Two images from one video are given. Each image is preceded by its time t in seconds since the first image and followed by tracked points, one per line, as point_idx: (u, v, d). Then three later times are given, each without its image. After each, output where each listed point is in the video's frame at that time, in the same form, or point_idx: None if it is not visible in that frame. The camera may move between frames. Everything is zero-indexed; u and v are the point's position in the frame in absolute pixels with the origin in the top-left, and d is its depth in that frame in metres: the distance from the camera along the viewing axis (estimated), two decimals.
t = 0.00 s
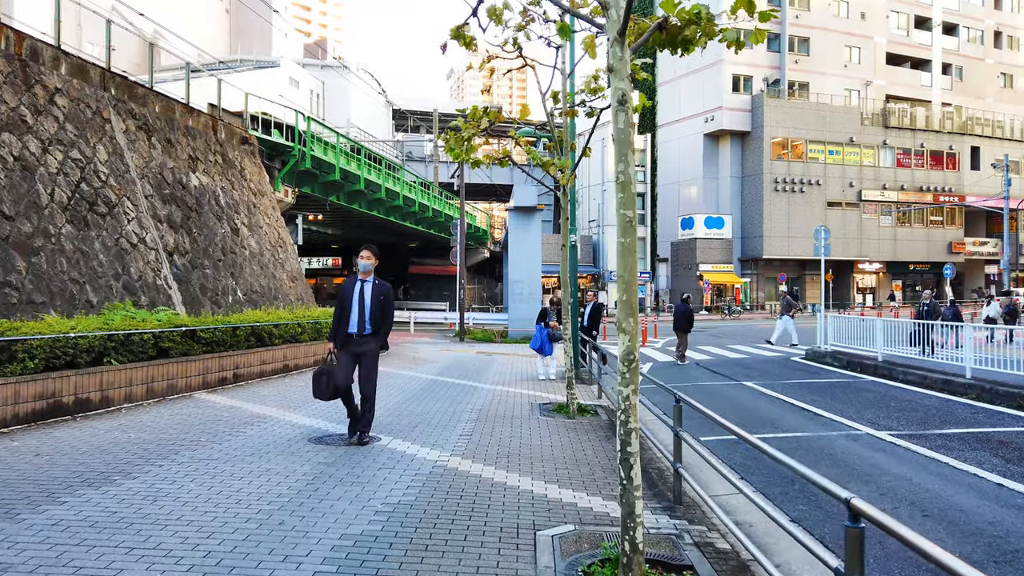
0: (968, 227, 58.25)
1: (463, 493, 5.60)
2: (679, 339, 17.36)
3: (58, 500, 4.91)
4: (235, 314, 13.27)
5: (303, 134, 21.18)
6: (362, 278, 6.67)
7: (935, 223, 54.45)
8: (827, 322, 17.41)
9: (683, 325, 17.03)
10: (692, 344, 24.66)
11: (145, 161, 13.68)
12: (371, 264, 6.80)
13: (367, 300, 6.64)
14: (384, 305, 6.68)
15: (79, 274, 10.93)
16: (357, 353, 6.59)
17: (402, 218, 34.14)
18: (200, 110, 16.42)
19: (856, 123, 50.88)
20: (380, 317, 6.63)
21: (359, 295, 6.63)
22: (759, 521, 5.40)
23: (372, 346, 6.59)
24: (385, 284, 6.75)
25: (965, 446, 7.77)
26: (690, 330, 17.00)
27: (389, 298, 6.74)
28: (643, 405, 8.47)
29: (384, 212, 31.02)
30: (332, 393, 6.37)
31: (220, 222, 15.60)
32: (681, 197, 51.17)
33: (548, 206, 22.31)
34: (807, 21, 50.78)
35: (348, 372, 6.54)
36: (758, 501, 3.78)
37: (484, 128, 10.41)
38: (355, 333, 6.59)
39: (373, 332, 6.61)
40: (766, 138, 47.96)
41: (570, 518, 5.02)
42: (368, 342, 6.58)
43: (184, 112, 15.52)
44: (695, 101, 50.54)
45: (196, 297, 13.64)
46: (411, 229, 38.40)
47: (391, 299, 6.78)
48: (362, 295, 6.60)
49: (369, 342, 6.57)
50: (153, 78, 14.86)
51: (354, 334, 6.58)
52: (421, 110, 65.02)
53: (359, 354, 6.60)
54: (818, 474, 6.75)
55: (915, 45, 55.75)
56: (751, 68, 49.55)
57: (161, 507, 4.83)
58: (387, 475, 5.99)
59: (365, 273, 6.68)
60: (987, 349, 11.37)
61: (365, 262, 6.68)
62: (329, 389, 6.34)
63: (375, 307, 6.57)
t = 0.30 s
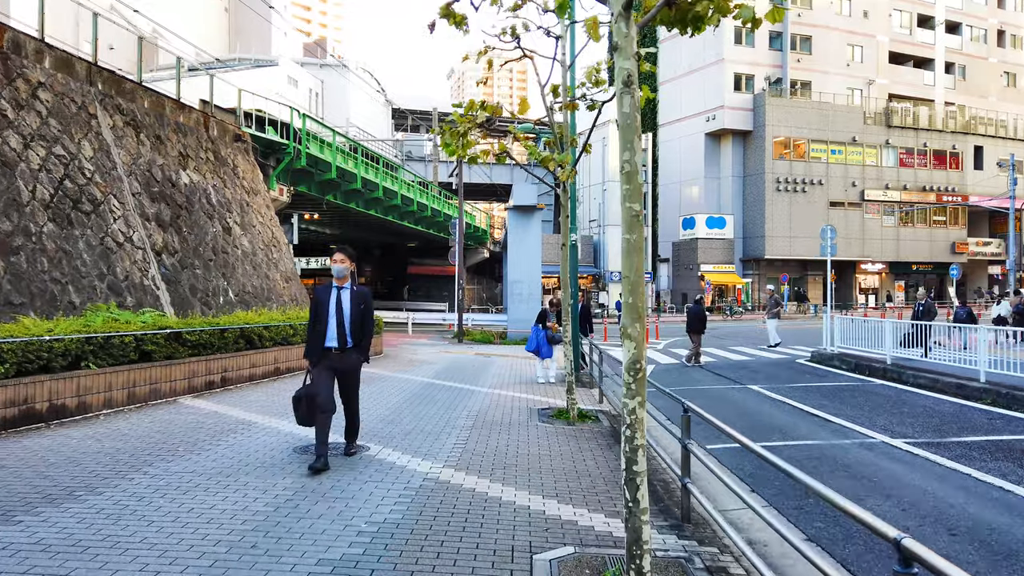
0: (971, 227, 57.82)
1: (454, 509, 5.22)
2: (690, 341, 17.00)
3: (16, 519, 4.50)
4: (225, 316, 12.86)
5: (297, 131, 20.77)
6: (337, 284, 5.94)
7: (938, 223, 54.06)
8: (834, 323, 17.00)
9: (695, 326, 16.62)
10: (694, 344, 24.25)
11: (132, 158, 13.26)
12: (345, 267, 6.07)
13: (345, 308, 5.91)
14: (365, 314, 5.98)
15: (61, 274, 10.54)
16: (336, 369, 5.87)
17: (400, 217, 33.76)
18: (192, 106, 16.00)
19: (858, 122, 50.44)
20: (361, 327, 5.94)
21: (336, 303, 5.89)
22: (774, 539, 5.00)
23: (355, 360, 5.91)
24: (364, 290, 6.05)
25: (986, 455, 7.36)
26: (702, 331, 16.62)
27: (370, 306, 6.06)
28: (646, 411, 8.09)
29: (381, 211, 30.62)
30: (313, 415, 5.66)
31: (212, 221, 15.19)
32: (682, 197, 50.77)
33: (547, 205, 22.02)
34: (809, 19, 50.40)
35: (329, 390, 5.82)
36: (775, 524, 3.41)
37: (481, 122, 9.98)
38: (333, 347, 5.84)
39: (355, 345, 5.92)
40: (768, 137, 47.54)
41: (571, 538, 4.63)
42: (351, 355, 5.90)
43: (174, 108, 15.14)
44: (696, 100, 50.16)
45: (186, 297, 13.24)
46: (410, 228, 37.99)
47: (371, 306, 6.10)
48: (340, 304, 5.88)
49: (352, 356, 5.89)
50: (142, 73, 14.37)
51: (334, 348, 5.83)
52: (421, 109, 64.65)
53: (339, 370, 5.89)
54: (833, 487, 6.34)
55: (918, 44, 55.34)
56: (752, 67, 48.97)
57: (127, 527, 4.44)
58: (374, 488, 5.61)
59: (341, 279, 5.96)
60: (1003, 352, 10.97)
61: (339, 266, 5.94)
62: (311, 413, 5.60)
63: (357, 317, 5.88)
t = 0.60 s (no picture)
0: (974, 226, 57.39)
1: (442, 522, 4.84)
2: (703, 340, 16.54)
3: None
4: (214, 315, 12.49)
5: (293, 128, 20.40)
6: (303, 273, 5.47)
7: (941, 222, 53.68)
8: (839, 323, 16.64)
9: (706, 326, 16.27)
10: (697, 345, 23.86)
11: (119, 154, 12.91)
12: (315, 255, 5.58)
13: (311, 299, 5.42)
14: (332, 306, 5.45)
15: (41, 271, 10.18)
16: (303, 368, 5.34)
17: (398, 216, 33.38)
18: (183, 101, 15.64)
19: (860, 121, 50.04)
20: (328, 321, 5.40)
21: (301, 294, 5.42)
22: (789, 555, 4.63)
23: (322, 357, 5.36)
24: (334, 279, 5.53)
25: (1006, 461, 6.99)
26: (714, 331, 16.26)
27: (341, 297, 5.52)
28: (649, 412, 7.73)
29: (379, 210, 30.23)
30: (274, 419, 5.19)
31: (202, 218, 14.82)
32: (683, 196, 50.39)
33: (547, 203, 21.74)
34: (811, 17, 50.03)
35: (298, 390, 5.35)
36: (792, 541, 3.02)
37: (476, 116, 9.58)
38: (298, 343, 5.34)
39: (322, 340, 5.38)
40: (769, 136, 47.15)
41: (567, 555, 4.27)
42: (317, 352, 5.36)
43: (164, 103, 14.78)
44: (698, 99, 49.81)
45: (175, 296, 12.88)
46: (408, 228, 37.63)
47: (343, 296, 5.55)
48: (305, 294, 5.40)
49: (319, 353, 5.35)
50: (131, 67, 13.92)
51: (299, 344, 5.34)
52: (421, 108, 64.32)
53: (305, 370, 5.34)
54: (849, 497, 5.97)
55: (920, 42, 54.98)
56: (753, 65, 48.60)
57: (84, 544, 4.07)
58: (358, 499, 5.22)
59: (308, 267, 5.48)
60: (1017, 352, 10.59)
61: (304, 254, 5.48)
62: (273, 418, 5.21)
63: (321, 309, 5.35)
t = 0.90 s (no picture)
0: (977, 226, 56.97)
1: (435, 546, 4.45)
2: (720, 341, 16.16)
3: None
4: (205, 318, 12.08)
5: (288, 125, 19.98)
6: (261, 281, 4.58)
7: (944, 222, 53.24)
8: (848, 325, 16.23)
9: (723, 327, 15.87)
10: (700, 346, 23.45)
11: (106, 150, 12.49)
12: (279, 258, 4.66)
13: (268, 311, 4.50)
14: (293, 321, 4.51)
15: (21, 272, 9.79)
16: (255, 392, 4.47)
17: (397, 216, 32.97)
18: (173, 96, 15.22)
19: (863, 120, 49.62)
20: (287, 338, 4.48)
21: (260, 303, 4.52)
22: None
23: (277, 382, 4.44)
24: (297, 288, 4.59)
25: None
26: (732, 332, 15.87)
27: (304, 310, 4.57)
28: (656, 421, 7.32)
29: (377, 210, 29.82)
30: (215, 453, 4.32)
31: (193, 217, 14.39)
32: (685, 196, 49.98)
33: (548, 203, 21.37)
34: (813, 15, 49.58)
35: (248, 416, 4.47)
36: None
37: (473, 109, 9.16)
38: (251, 364, 4.47)
39: (278, 360, 4.46)
40: (772, 135, 46.74)
41: None
42: (271, 375, 4.44)
43: (154, 99, 14.38)
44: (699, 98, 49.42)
45: (163, 298, 12.46)
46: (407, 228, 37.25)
47: (308, 308, 4.60)
48: (262, 304, 4.50)
49: (275, 375, 4.44)
50: (119, 61, 13.49)
51: (252, 364, 4.46)
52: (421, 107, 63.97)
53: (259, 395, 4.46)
54: (873, 516, 5.56)
55: (924, 41, 54.61)
56: (756, 64, 48.22)
57: None
58: (343, 520, 4.79)
59: (267, 274, 4.60)
60: None
61: (263, 258, 4.58)
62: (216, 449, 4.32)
63: (276, 324, 4.43)
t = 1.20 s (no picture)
0: (980, 226, 56.55)
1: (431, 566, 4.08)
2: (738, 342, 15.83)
3: None
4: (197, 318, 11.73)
5: (285, 122, 19.64)
6: (217, 267, 3.98)
7: (948, 222, 52.80)
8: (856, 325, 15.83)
9: (741, 328, 15.56)
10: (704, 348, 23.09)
11: (95, 145, 12.14)
12: (236, 242, 4.07)
13: (226, 303, 3.93)
14: (254, 313, 3.93)
15: (5, 270, 9.45)
16: (206, 395, 3.86)
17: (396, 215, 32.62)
18: (167, 90, 14.85)
19: (867, 119, 49.21)
20: (247, 333, 3.90)
21: (214, 294, 3.93)
22: None
23: (234, 385, 3.87)
24: (258, 275, 4.00)
25: None
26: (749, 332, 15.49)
27: (266, 301, 4.00)
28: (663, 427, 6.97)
29: (377, 208, 29.46)
30: (158, 466, 3.66)
31: (186, 215, 14.04)
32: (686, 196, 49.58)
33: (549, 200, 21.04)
34: (816, 14, 49.24)
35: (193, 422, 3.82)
36: None
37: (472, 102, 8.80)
38: (204, 363, 3.86)
39: (236, 360, 3.88)
40: (775, 134, 46.35)
41: None
42: (228, 377, 3.87)
43: (146, 93, 14.04)
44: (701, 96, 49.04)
45: (154, 298, 12.10)
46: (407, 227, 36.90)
47: (270, 301, 4.03)
48: (218, 295, 3.92)
49: (231, 378, 3.87)
50: (110, 55, 13.13)
51: (204, 363, 3.85)
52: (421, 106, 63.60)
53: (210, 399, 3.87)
54: (901, 533, 5.19)
55: (927, 40, 54.23)
56: (758, 63, 47.88)
57: None
58: (331, 537, 4.45)
59: (223, 260, 3.99)
60: None
61: (219, 241, 3.96)
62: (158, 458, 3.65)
63: (236, 317, 3.86)
